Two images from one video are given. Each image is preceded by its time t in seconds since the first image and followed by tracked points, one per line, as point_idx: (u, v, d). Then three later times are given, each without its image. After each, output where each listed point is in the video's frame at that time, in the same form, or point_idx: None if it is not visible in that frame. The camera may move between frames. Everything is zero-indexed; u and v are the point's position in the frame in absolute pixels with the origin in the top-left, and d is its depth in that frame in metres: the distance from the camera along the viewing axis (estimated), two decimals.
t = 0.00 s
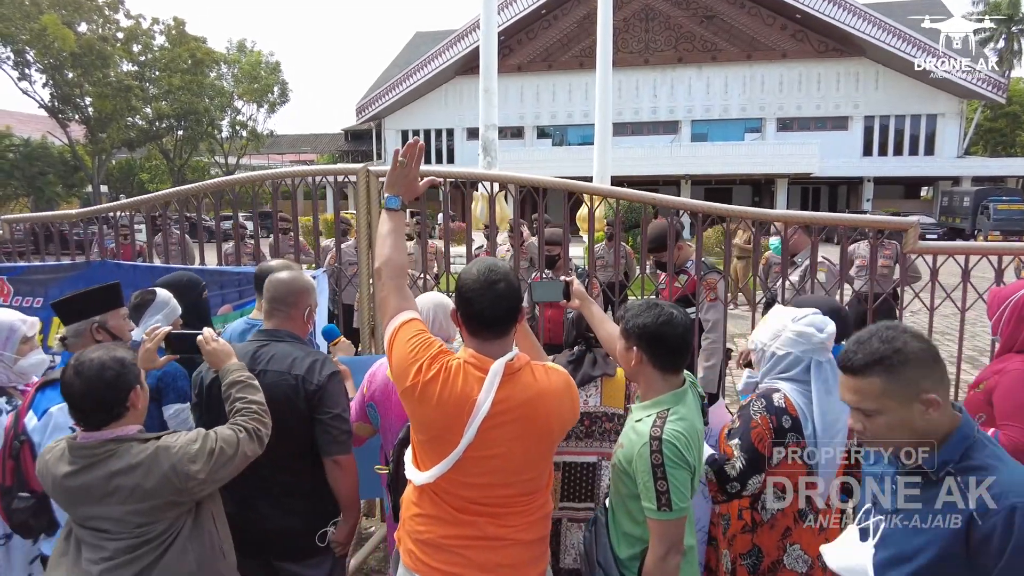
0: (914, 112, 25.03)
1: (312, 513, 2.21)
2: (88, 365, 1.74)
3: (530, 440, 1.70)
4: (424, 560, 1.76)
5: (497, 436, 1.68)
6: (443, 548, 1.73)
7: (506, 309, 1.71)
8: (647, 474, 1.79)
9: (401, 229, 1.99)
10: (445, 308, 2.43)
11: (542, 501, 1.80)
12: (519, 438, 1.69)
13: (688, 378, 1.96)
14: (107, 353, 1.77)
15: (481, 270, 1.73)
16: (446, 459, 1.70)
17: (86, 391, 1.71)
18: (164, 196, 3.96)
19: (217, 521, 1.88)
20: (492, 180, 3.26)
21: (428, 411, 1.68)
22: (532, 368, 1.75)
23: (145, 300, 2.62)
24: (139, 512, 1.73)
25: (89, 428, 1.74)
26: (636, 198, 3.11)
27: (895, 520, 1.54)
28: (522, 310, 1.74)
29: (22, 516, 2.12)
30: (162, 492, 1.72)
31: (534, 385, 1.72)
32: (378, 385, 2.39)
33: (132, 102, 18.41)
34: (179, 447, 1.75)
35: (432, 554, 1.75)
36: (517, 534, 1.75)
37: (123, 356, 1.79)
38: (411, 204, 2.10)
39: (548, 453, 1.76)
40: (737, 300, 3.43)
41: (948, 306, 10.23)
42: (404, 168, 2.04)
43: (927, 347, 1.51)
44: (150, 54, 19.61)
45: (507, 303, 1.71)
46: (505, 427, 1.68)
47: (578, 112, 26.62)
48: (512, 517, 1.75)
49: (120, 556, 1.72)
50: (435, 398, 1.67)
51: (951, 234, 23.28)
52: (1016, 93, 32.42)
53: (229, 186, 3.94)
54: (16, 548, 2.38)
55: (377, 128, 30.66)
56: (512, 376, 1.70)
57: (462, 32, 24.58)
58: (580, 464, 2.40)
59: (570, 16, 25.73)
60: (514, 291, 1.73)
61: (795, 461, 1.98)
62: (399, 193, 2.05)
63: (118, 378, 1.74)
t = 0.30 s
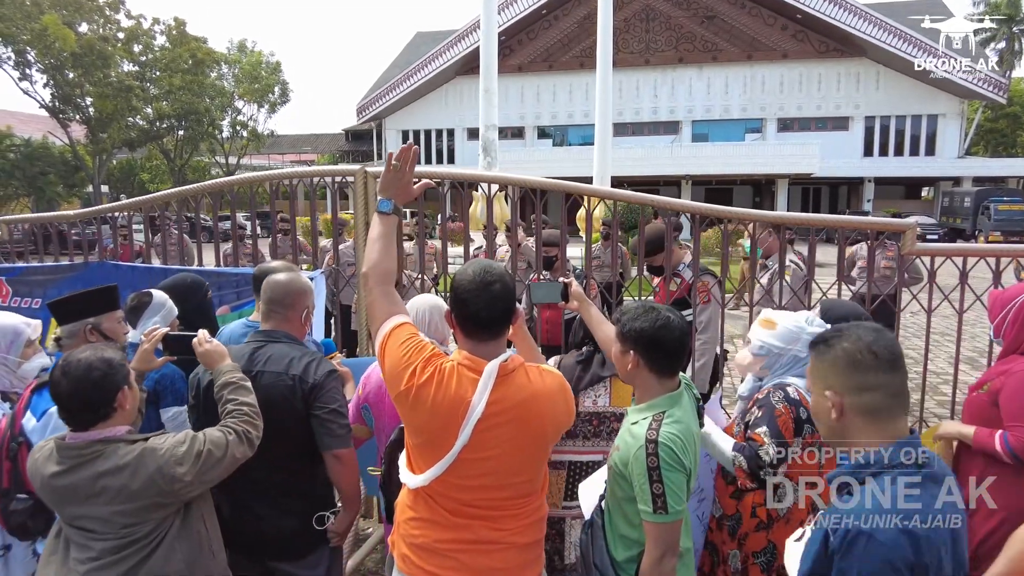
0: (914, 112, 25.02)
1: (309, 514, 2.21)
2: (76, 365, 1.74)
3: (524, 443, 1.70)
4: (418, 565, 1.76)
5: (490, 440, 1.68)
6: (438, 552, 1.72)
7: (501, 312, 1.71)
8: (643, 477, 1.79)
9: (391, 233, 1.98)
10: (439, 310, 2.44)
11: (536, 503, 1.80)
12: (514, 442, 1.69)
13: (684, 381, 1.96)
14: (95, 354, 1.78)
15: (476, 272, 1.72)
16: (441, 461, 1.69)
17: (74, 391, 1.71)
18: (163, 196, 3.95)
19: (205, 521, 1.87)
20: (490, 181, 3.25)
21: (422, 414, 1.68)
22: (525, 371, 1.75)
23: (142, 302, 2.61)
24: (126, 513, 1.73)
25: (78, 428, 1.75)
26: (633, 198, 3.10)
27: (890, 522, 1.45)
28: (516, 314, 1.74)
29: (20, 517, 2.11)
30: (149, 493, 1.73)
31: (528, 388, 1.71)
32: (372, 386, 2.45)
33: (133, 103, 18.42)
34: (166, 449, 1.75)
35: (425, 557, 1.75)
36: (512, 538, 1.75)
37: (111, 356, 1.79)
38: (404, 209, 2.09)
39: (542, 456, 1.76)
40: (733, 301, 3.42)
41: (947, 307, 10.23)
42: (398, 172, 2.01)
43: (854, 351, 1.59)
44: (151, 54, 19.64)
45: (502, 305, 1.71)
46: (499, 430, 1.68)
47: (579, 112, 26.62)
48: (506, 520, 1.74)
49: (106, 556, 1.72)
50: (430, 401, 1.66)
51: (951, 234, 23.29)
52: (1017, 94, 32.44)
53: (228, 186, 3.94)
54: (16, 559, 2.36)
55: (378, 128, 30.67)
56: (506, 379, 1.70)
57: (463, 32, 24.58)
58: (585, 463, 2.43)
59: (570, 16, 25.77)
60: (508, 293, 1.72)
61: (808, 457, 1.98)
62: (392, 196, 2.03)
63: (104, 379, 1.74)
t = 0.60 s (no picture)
0: (915, 113, 25.00)
1: (309, 515, 2.20)
2: (74, 370, 1.74)
3: (525, 442, 1.70)
4: (417, 567, 1.75)
5: (491, 440, 1.67)
6: (437, 554, 1.72)
7: (503, 310, 1.70)
8: (641, 479, 1.78)
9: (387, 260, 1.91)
10: (437, 311, 2.45)
11: (536, 504, 1.80)
12: (514, 442, 1.69)
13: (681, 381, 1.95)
14: (91, 356, 1.77)
15: (480, 270, 1.71)
16: (441, 461, 1.69)
17: (72, 396, 1.71)
18: (161, 195, 3.95)
19: (203, 524, 1.87)
20: (491, 180, 3.24)
21: (424, 413, 1.66)
22: (526, 370, 1.75)
23: (141, 302, 2.66)
24: (122, 517, 1.73)
25: (76, 432, 1.74)
26: (633, 199, 3.10)
27: (891, 520, 1.40)
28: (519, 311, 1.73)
29: (15, 517, 2.08)
30: (146, 496, 1.73)
31: (530, 386, 1.71)
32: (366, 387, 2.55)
33: (133, 102, 18.42)
34: (163, 453, 1.75)
35: (424, 559, 1.74)
36: (512, 540, 1.74)
37: (108, 359, 1.79)
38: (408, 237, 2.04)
39: (542, 457, 1.76)
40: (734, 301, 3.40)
41: (948, 308, 10.21)
42: (401, 199, 1.96)
43: (807, 353, 1.49)
44: (152, 54, 19.67)
45: (507, 303, 1.71)
46: (499, 428, 1.68)
47: (579, 112, 26.62)
48: (506, 520, 1.74)
49: (105, 559, 1.73)
50: (431, 401, 1.66)
51: (952, 235, 23.30)
52: (1017, 93, 32.42)
53: (229, 186, 3.94)
54: (14, 564, 2.36)
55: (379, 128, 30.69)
56: (507, 378, 1.69)
57: (464, 33, 24.58)
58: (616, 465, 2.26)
59: (570, 17, 25.78)
60: (513, 291, 1.72)
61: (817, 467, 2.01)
62: (393, 222, 1.95)
63: (102, 382, 1.73)
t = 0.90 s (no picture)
0: (917, 113, 24.96)
1: (310, 515, 2.20)
2: (77, 370, 1.74)
3: (530, 442, 1.71)
4: (419, 568, 1.75)
5: (495, 440, 1.67)
6: (439, 555, 1.71)
7: (515, 309, 1.70)
8: (635, 470, 1.78)
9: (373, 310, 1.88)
10: (435, 312, 2.44)
11: (537, 504, 1.79)
12: (519, 442, 1.69)
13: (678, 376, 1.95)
14: (94, 355, 1.78)
15: (496, 272, 1.71)
16: (445, 459, 1.68)
17: (74, 396, 1.71)
18: (161, 196, 3.95)
19: (201, 527, 1.88)
20: (492, 181, 3.24)
21: (429, 412, 1.65)
22: (532, 370, 1.75)
23: (141, 303, 2.71)
24: (118, 519, 1.72)
25: (77, 432, 1.74)
26: (634, 200, 3.09)
27: (890, 521, 1.37)
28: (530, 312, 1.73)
29: (9, 517, 2.12)
30: (142, 500, 1.72)
31: (536, 386, 1.71)
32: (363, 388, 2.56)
33: (134, 102, 18.41)
34: (163, 456, 1.75)
35: (425, 560, 1.74)
36: (513, 540, 1.74)
37: (112, 359, 1.79)
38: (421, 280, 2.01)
39: (545, 456, 1.75)
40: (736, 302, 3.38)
41: (949, 308, 10.20)
42: (406, 257, 1.94)
43: (833, 359, 1.48)
44: (153, 54, 19.67)
45: (520, 303, 1.71)
46: (505, 428, 1.67)
47: (581, 112, 26.62)
48: (508, 521, 1.74)
49: (99, 562, 1.73)
50: (438, 400, 1.65)
51: (953, 235, 23.29)
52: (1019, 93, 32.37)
53: (229, 186, 3.94)
54: (14, 564, 2.36)
55: (380, 128, 30.70)
56: (514, 377, 1.69)
57: (465, 32, 24.57)
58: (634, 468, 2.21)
59: (571, 17, 25.80)
60: (529, 293, 1.73)
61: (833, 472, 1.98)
62: (392, 280, 1.94)
63: (104, 382, 1.74)
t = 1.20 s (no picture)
0: (918, 112, 24.93)
1: (309, 515, 2.20)
2: (95, 358, 1.76)
3: (539, 440, 1.70)
4: (424, 568, 1.73)
5: (504, 437, 1.66)
6: (445, 555, 1.70)
7: (528, 304, 1.69)
8: (637, 454, 1.78)
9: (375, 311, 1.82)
10: (434, 310, 2.43)
11: (541, 501, 1.79)
12: (528, 439, 1.68)
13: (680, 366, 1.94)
14: (116, 347, 1.82)
15: (509, 271, 1.71)
16: (454, 454, 1.67)
17: (88, 381, 1.73)
18: (160, 195, 3.94)
19: (191, 545, 1.87)
20: (493, 179, 3.22)
21: (439, 407, 1.64)
22: (541, 367, 1.74)
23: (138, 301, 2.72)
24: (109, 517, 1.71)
25: (84, 419, 1.75)
26: (635, 197, 3.07)
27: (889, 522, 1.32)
28: (545, 309, 1.72)
29: (4, 516, 2.12)
30: (129, 502, 1.71)
31: (546, 383, 1.71)
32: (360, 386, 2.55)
33: (135, 102, 18.39)
34: (160, 461, 1.75)
35: (430, 560, 1.72)
36: (518, 538, 1.73)
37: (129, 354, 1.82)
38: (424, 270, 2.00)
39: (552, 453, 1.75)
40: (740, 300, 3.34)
41: (951, 308, 10.18)
42: (407, 256, 1.91)
43: (937, 361, 1.38)
44: (155, 53, 19.67)
45: (534, 300, 1.70)
46: (516, 424, 1.67)
47: (581, 112, 26.62)
48: (513, 518, 1.73)
49: (80, 565, 1.72)
50: (449, 395, 1.64)
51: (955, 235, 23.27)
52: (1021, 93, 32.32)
53: (228, 185, 3.92)
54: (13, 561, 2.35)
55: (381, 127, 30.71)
56: (524, 373, 1.69)
57: (466, 32, 24.56)
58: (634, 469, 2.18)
59: (572, 17, 25.81)
60: (542, 290, 1.72)
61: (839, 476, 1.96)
62: (391, 274, 1.89)
63: (120, 372, 1.76)
